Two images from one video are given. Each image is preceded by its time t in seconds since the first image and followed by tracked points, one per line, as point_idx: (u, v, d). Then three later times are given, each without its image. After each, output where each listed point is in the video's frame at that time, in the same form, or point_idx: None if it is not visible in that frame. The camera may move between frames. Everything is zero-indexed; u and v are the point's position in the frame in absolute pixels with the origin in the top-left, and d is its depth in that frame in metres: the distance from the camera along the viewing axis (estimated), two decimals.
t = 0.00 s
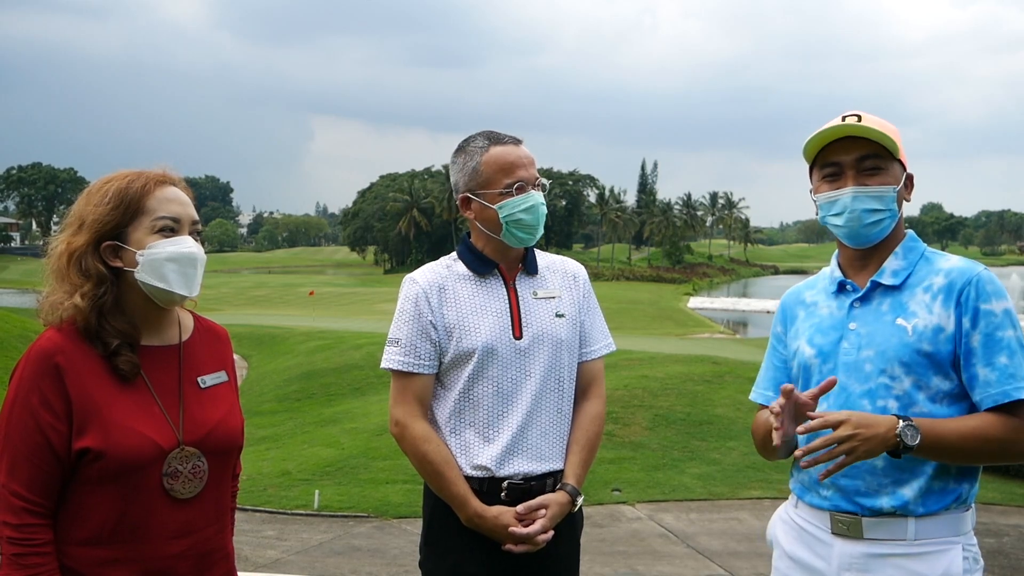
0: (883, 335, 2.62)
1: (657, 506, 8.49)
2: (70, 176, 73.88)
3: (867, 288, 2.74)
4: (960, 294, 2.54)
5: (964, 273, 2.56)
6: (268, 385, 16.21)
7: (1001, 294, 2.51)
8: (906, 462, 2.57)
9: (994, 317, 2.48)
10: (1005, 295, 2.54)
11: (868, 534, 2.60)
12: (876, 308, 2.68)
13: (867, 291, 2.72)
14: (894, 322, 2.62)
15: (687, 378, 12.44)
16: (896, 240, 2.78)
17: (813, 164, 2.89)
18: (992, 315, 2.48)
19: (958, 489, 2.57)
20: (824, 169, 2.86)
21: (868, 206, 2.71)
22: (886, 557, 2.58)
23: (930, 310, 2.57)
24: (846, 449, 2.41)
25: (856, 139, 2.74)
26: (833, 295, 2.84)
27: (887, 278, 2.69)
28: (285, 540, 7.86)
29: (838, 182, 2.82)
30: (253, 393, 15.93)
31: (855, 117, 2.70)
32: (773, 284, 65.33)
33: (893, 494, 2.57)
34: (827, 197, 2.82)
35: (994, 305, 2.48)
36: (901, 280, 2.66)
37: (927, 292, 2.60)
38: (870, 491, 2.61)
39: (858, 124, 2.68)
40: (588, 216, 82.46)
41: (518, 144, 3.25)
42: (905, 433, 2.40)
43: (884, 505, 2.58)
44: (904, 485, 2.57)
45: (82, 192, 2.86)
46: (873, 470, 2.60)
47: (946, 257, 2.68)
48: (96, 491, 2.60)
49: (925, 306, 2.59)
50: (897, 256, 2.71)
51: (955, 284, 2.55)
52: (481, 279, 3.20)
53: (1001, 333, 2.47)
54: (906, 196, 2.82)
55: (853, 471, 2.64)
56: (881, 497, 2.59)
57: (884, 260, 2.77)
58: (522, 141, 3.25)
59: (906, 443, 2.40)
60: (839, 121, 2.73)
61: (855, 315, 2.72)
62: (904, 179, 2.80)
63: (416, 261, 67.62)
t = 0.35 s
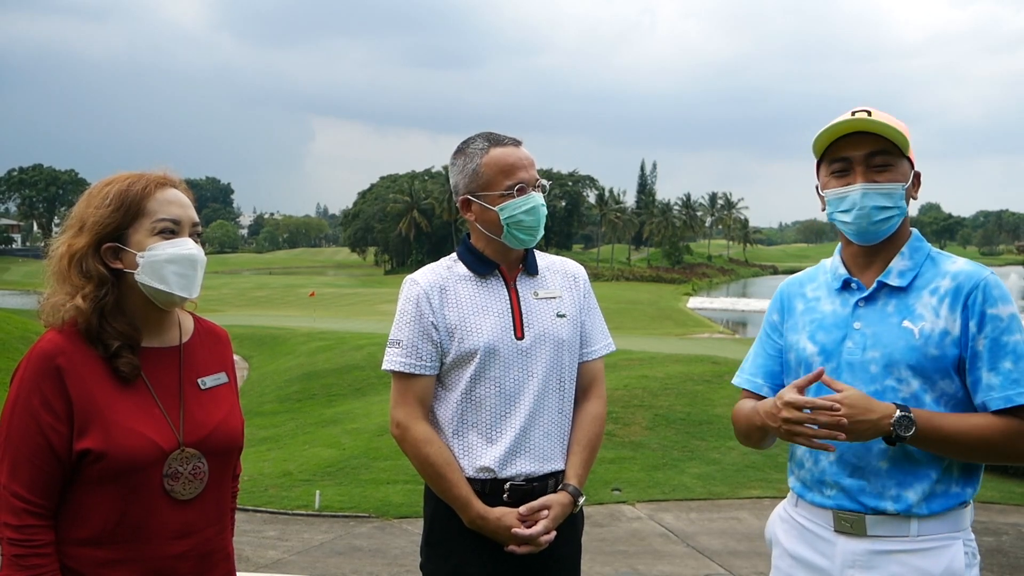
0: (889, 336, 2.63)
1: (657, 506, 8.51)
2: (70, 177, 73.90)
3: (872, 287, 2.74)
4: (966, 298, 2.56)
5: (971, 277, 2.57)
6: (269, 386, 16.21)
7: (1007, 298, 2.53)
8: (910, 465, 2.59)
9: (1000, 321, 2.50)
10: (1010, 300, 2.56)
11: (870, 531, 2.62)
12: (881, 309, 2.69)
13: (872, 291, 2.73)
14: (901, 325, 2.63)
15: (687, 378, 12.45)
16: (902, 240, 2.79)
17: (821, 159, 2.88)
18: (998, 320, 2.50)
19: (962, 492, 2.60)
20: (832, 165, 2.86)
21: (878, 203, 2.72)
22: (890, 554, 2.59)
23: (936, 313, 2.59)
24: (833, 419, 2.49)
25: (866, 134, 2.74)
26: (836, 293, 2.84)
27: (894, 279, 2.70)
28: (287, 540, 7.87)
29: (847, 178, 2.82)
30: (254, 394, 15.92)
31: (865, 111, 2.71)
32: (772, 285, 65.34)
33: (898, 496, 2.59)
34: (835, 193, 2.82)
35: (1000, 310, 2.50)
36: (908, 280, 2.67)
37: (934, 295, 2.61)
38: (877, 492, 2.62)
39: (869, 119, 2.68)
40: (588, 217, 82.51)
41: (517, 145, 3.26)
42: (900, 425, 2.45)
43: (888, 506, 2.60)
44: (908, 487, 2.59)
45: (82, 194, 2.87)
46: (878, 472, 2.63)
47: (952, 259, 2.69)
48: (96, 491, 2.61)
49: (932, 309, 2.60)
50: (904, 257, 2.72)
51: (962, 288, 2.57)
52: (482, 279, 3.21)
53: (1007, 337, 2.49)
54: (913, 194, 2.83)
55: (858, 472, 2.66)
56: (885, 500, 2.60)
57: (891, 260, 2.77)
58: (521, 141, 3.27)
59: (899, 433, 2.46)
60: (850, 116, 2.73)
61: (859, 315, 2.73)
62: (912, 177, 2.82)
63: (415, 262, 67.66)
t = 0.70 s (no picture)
0: (876, 338, 2.64)
1: (656, 505, 8.52)
2: (71, 178, 73.98)
3: (859, 288, 2.76)
4: (954, 300, 2.57)
5: (956, 280, 2.59)
6: (269, 386, 16.22)
7: (993, 299, 2.56)
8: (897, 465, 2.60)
9: (989, 323, 2.53)
10: (997, 300, 2.59)
11: (855, 530, 2.64)
12: (869, 310, 2.70)
13: (859, 291, 2.74)
14: (886, 326, 2.64)
15: (686, 378, 12.46)
16: (891, 243, 2.81)
17: (823, 162, 2.85)
18: (987, 321, 2.53)
19: (947, 490, 2.61)
20: (834, 171, 2.83)
21: (875, 219, 2.74)
22: (873, 553, 2.61)
23: (922, 315, 2.60)
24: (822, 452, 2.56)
25: (874, 147, 2.73)
26: (825, 295, 2.85)
27: (879, 279, 2.71)
28: (287, 540, 7.88)
29: (847, 187, 2.81)
30: (254, 395, 15.94)
31: (877, 122, 2.70)
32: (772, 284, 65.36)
33: (883, 496, 2.60)
34: (833, 201, 2.82)
35: (989, 311, 2.53)
36: (895, 281, 2.69)
37: (919, 297, 2.63)
38: (861, 491, 2.64)
39: (880, 133, 2.67)
40: (588, 217, 82.58)
41: (515, 147, 3.27)
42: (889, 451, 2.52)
43: (873, 506, 2.61)
44: (893, 487, 2.60)
45: (84, 195, 2.89)
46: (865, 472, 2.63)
47: (940, 260, 2.71)
48: (97, 491, 2.62)
49: (917, 311, 2.62)
50: (891, 258, 2.74)
51: (948, 290, 2.59)
52: (480, 280, 3.23)
53: (996, 339, 2.52)
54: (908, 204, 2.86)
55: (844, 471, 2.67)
56: (870, 499, 2.62)
57: (878, 262, 2.80)
58: (519, 144, 3.28)
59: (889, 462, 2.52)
60: (857, 130, 2.72)
61: (846, 316, 2.74)
62: (909, 188, 2.84)
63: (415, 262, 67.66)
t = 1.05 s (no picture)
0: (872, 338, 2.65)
1: (655, 504, 8.53)
2: (73, 179, 74.12)
3: (856, 289, 2.77)
4: (946, 299, 2.56)
5: (951, 278, 2.58)
6: (270, 386, 16.24)
7: (987, 297, 2.52)
8: (893, 466, 2.59)
9: (980, 320, 2.49)
10: (993, 299, 2.55)
11: (848, 530, 2.65)
12: (866, 311, 2.71)
13: (855, 291, 2.76)
14: (881, 326, 2.66)
15: (685, 378, 12.48)
16: (888, 242, 2.81)
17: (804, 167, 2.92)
18: (978, 318, 2.49)
19: (942, 496, 2.58)
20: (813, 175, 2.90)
21: (849, 210, 2.76)
22: (866, 553, 2.62)
23: (917, 314, 2.60)
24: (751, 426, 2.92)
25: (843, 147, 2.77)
26: (824, 295, 2.87)
27: (875, 279, 2.72)
28: (288, 539, 7.89)
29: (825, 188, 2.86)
30: (255, 394, 15.96)
31: (842, 123, 2.73)
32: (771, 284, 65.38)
33: (877, 497, 2.60)
34: (813, 202, 2.87)
35: (980, 308, 2.50)
36: (891, 280, 2.69)
37: (914, 297, 2.63)
38: (856, 491, 2.64)
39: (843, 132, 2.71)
40: (587, 217, 82.64)
41: (516, 147, 3.28)
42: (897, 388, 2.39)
43: (867, 506, 2.61)
44: (887, 488, 2.59)
45: (84, 196, 2.90)
46: (860, 473, 2.63)
47: (937, 260, 2.70)
48: (98, 492, 2.64)
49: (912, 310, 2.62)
50: (888, 258, 2.74)
51: (941, 289, 2.58)
52: (480, 280, 3.24)
53: (988, 336, 2.48)
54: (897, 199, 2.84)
55: (839, 471, 2.68)
56: (863, 500, 2.62)
57: (874, 263, 2.81)
58: (520, 144, 3.29)
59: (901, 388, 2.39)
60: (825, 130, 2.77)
61: (845, 317, 2.76)
62: (894, 182, 2.82)
63: (415, 262, 67.68)
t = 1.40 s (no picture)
0: (878, 344, 2.66)
1: (655, 504, 8.54)
2: (75, 179, 74.28)
3: (863, 295, 2.79)
4: (951, 302, 2.57)
5: (956, 282, 2.58)
6: (270, 385, 16.25)
7: (993, 301, 2.52)
8: (900, 473, 2.59)
9: (984, 322, 2.49)
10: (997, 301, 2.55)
11: (855, 533, 2.66)
12: (872, 316, 2.72)
13: (862, 296, 2.77)
14: (888, 333, 2.66)
15: (685, 377, 12.48)
16: (896, 245, 2.82)
17: (814, 165, 2.93)
18: (982, 320, 2.49)
19: (950, 503, 2.57)
20: (824, 172, 2.90)
21: (863, 212, 2.76)
22: (872, 555, 2.63)
23: (922, 320, 2.61)
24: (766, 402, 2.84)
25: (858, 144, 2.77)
26: (831, 299, 2.88)
27: (883, 285, 2.73)
28: (289, 538, 7.90)
29: (837, 186, 2.87)
30: (256, 394, 15.97)
31: (858, 120, 2.73)
32: (772, 285, 65.37)
33: (884, 504, 2.61)
34: (824, 202, 2.88)
35: (983, 310, 2.49)
36: (898, 285, 2.70)
37: (920, 302, 2.63)
38: (862, 496, 2.65)
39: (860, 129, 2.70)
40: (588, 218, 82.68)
41: (518, 148, 3.29)
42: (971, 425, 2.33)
43: (874, 512, 2.62)
44: (894, 495, 2.59)
45: (85, 197, 2.91)
46: (867, 479, 2.64)
47: (942, 264, 2.71)
48: (101, 492, 2.65)
49: (917, 315, 2.62)
50: (895, 262, 2.75)
51: (946, 292, 2.58)
52: (482, 281, 3.25)
53: (992, 338, 2.47)
54: (906, 201, 2.86)
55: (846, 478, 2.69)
56: (870, 505, 2.63)
57: (884, 263, 2.81)
58: (522, 145, 3.30)
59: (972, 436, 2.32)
60: (840, 125, 2.76)
61: (851, 322, 2.77)
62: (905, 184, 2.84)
63: (416, 263, 67.71)
